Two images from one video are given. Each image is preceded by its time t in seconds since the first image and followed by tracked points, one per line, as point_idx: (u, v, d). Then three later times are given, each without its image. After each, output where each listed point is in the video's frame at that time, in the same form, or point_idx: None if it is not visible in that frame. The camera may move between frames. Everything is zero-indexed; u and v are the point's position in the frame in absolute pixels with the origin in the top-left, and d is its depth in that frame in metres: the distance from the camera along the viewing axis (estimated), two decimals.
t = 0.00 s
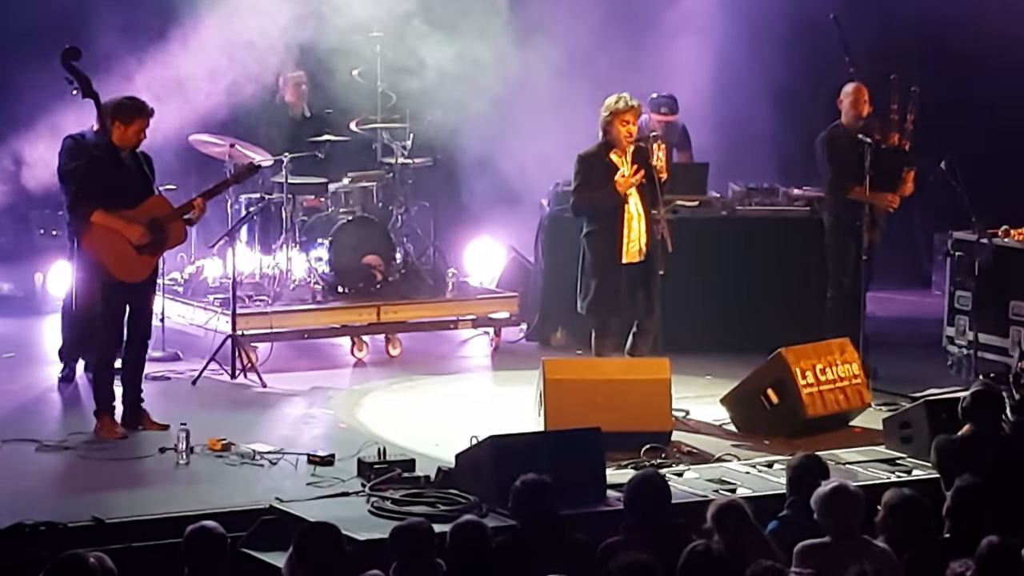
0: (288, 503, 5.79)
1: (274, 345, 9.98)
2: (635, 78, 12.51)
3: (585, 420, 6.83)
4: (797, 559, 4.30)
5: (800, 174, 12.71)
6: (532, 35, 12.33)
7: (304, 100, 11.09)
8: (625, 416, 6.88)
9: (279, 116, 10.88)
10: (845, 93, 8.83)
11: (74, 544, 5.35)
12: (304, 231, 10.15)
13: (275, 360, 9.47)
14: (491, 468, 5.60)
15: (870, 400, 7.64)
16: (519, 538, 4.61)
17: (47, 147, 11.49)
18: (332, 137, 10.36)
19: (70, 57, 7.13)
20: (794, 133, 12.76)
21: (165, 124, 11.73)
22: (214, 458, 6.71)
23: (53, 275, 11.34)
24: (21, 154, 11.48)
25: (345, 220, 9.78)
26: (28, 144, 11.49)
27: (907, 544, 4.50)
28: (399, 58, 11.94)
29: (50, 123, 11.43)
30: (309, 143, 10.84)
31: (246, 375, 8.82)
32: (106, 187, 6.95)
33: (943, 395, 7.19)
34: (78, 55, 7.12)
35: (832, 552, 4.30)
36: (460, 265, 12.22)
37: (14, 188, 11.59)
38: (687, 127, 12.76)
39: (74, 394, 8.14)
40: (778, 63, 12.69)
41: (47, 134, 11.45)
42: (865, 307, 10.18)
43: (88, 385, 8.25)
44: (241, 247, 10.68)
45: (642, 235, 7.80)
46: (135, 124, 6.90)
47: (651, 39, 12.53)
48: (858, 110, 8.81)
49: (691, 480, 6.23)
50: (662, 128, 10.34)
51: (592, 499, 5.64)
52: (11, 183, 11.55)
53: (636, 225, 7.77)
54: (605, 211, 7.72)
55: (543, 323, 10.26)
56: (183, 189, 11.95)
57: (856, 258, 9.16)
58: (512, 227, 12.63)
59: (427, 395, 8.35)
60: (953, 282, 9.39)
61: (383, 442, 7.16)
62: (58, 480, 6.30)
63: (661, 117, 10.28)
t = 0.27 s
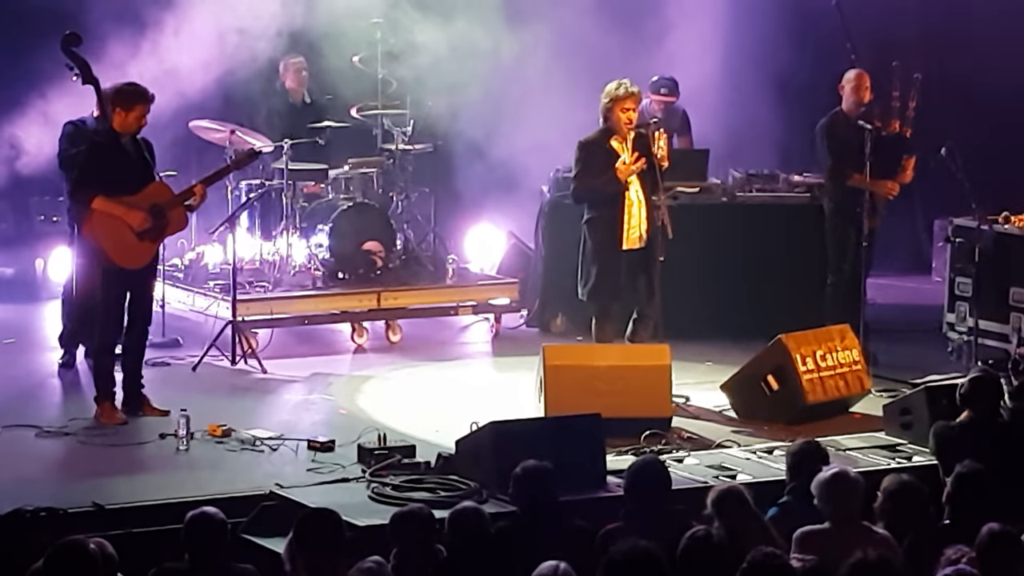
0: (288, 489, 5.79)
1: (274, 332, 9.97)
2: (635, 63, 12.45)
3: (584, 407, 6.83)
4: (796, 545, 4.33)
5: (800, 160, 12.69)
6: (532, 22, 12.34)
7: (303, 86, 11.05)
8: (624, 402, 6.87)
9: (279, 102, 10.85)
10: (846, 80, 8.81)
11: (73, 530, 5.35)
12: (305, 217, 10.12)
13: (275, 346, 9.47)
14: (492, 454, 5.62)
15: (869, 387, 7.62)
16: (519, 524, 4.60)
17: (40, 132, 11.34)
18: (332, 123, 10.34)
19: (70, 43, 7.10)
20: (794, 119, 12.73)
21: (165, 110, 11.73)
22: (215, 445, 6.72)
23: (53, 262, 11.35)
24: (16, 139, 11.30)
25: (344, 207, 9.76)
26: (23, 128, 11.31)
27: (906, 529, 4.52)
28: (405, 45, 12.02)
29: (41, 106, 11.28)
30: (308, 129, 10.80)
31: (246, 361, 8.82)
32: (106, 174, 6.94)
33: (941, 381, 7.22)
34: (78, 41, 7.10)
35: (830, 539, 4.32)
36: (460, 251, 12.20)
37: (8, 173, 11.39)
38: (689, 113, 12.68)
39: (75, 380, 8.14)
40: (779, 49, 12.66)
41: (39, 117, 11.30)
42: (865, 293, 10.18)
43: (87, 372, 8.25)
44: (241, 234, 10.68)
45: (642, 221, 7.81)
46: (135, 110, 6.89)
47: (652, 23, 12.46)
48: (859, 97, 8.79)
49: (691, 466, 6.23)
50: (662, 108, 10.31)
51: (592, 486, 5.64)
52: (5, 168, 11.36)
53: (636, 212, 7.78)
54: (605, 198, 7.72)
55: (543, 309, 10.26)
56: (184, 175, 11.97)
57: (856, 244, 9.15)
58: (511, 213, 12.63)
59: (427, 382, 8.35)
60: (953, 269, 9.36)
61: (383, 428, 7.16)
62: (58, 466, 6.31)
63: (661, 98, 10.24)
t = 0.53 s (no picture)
0: (289, 479, 5.80)
1: (274, 321, 9.97)
2: (635, 52, 12.41)
3: (585, 397, 6.83)
4: (796, 534, 4.33)
5: (800, 149, 12.68)
6: (533, 12, 12.32)
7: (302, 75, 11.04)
8: (624, 392, 6.87)
9: (279, 92, 10.83)
10: (847, 69, 8.79)
11: (74, 520, 5.36)
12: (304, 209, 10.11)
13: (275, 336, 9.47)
14: (491, 444, 5.62)
15: (870, 376, 7.61)
16: (519, 514, 4.61)
17: (33, 120, 11.35)
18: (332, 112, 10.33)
19: (70, 33, 7.09)
20: (794, 109, 12.72)
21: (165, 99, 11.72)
22: (215, 435, 6.72)
23: (54, 251, 11.22)
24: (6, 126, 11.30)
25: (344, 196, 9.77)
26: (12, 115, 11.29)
27: (906, 519, 4.57)
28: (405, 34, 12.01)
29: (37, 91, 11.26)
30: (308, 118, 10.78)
31: (246, 351, 8.82)
32: (107, 164, 6.93)
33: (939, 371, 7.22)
34: (78, 31, 7.09)
35: (832, 530, 4.32)
36: (459, 241, 12.17)
37: (5, 162, 11.39)
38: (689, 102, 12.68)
39: (75, 369, 8.15)
40: (779, 38, 12.65)
41: (32, 103, 11.29)
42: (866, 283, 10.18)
43: (88, 362, 8.25)
44: (241, 224, 10.68)
45: (643, 211, 7.80)
46: (135, 100, 6.88)
47: (653, 12, 12.42)
48: (861, 86, 8.78)
49: (692, 456, 6.23)
50: (661, 91, 10.33)
51: (592, 477, 5.64)
52: None
53: (636, 202, 7.78)
54: (606, 188, 7.71)
55: (543, 299, 10.26)
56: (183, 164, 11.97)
57: (856, 234, 9.14)
58: (511, 203, 12.61)
59: (427, 371, 8.36)
60: (953, 259, 9.36)
61: (383, 418, 7.17)
62: (58, 456, 6.31)
63: (660, 82, 10.25)
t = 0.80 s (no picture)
0: (289, 474, 5.81)
1: (275, 316, 9.98)
2: (637, 48, 12.42)
3: (585, 392, 6.83)
4: (798, 529, 4.31)
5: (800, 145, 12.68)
6: (534, 7, 12.30)
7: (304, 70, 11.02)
8: (624, 387, 6.87)
9: (280, 87, 10.83)
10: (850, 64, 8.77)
11: (74, 515, 5.36)
12: (305, 204, 10.29)
13: (276, 331, 9.48)
14: (492, 438, 5.62)
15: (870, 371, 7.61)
16: (520, 508, 4.61)
17: (27, 113, 11.33)
18: (333, 108, 10.33)
19: (72, 28, 7.09)
20: (795, 104, 12.72)
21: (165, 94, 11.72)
22: (216, 429, 6.72)
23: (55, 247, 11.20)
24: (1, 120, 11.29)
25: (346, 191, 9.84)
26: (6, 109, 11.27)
27: (906, 512, 4.61)
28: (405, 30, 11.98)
29: (33, 85, 11.24)
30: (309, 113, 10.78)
31: (247, 346, 8.82)
32: (108, 159, 6.94)
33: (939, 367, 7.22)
34: (80, 26, 7.09)
35: (832, 524, 4.33)
36: (460, 235, 12.18)
37: (5, 159, 11.52)
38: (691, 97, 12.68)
39: (76, 364, 8.15)
40: (781, 33, 12.62)
41: (27, 95, 11.26)
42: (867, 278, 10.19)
43: (89, 356, 8.26)
44: (243, 219, 10.68)
45: (644, 206, 7.80)
46: (137, 95, 6.87)
47: (654, 7, 12.42)
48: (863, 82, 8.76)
49: (692, 451, 6.24)
50: (662, 84, 10.34)
51: (592, 471, 5.65)
52: None
53: (636, 197, 7.77)
54: (607, 183, 7.72)
55: (544, 294, 10.25)
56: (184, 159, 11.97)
57: (857, 229, 9.15)
58: (511, 198, 12.61)
59: (428, 366, 8.36)
60: (954, 255, 9.38)
61: (384, 413, 7.17)
62: (60, 451, 6.32)
63: (660, 74, 10.27)
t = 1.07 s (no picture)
0: (290, 473, 5.81)
1: (276, 316, 9.98)
2: (638, 48, 12.43)
3: (586, 391, 6.83)
4: (799, 528, 4.33)
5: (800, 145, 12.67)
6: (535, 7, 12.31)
7: (305, 70, 11.02)
8: (624, 387, 6.87)
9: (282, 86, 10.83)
10: (850, 64, 8.77)
11: (75, 515, 5.37)
12: (306, 202, 10.24)
13: (277, 330, 9.48)
14: (493, 438, 5.62)
15: (871, 371, 7.62)
16: (521, 507, 4.61)
17: (18, 110, 11.33)
18: (335, 107, 10.33)
19: (73, 28, 7.09)
20: (795, 104, 12.72)
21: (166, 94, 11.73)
22: (217, 429, 6.72)
23: (57, 247, 11.14)
24: None
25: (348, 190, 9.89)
26: None
27: (906, 512, 4.64)
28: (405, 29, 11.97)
29: (26, 83, 11.24)
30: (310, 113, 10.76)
31: (248, 345, 8.81)
32: (109, 158, 6.94)
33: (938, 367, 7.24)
34: (80, 26, 7.09)
35: (833, 523, 4.33)
36: (461, 235, 12.18)
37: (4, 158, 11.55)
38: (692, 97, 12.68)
39: (76, 363, 8.15)
40: (781, 33, 12.61)
41: (20, 92, 11.26)
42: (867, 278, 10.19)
43: (90, 356, 8.25)
44: (243, 219, 10.69)
45: (645, 206, 7.80)
46: (137, 94, 6.87)
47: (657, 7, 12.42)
48: (864, 81, 8.76)
49: (693, 450, 6.24)
50: (664, 85, 10.34)
51: (594, 470, 5.65)
52: None
53: (636, 197, 7.77)
54: (608, 182, 7.72)
55: (545, 294, 10.25)
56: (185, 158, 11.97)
57: (857, 229, 9.15)
58: (512, 197, 12.60)
59: (428, 365, 8.37)
60: (954, 255, 9.35)
61: (385, 412, 7.18)
62: (60, 450, 6.32)
63: (662, 76, 10.28)
